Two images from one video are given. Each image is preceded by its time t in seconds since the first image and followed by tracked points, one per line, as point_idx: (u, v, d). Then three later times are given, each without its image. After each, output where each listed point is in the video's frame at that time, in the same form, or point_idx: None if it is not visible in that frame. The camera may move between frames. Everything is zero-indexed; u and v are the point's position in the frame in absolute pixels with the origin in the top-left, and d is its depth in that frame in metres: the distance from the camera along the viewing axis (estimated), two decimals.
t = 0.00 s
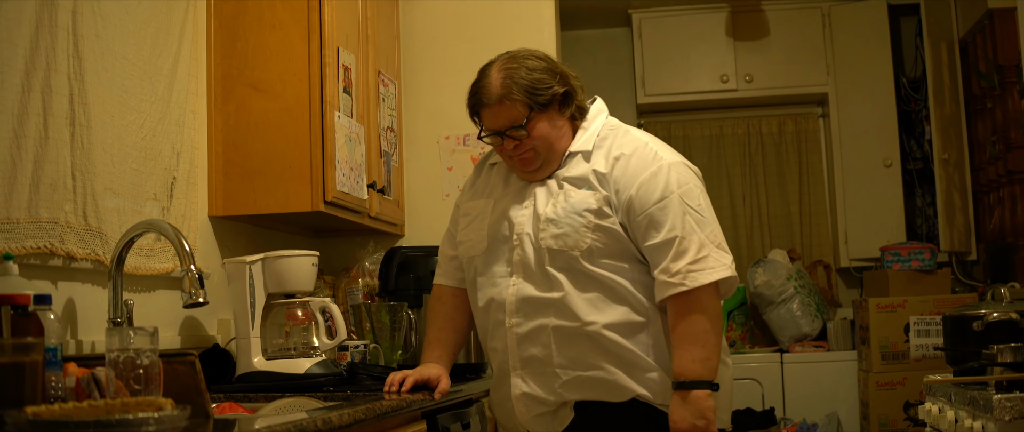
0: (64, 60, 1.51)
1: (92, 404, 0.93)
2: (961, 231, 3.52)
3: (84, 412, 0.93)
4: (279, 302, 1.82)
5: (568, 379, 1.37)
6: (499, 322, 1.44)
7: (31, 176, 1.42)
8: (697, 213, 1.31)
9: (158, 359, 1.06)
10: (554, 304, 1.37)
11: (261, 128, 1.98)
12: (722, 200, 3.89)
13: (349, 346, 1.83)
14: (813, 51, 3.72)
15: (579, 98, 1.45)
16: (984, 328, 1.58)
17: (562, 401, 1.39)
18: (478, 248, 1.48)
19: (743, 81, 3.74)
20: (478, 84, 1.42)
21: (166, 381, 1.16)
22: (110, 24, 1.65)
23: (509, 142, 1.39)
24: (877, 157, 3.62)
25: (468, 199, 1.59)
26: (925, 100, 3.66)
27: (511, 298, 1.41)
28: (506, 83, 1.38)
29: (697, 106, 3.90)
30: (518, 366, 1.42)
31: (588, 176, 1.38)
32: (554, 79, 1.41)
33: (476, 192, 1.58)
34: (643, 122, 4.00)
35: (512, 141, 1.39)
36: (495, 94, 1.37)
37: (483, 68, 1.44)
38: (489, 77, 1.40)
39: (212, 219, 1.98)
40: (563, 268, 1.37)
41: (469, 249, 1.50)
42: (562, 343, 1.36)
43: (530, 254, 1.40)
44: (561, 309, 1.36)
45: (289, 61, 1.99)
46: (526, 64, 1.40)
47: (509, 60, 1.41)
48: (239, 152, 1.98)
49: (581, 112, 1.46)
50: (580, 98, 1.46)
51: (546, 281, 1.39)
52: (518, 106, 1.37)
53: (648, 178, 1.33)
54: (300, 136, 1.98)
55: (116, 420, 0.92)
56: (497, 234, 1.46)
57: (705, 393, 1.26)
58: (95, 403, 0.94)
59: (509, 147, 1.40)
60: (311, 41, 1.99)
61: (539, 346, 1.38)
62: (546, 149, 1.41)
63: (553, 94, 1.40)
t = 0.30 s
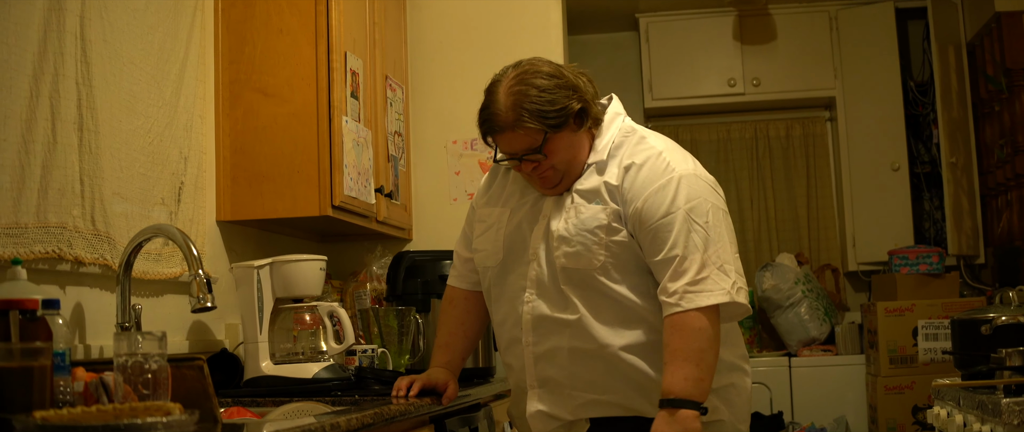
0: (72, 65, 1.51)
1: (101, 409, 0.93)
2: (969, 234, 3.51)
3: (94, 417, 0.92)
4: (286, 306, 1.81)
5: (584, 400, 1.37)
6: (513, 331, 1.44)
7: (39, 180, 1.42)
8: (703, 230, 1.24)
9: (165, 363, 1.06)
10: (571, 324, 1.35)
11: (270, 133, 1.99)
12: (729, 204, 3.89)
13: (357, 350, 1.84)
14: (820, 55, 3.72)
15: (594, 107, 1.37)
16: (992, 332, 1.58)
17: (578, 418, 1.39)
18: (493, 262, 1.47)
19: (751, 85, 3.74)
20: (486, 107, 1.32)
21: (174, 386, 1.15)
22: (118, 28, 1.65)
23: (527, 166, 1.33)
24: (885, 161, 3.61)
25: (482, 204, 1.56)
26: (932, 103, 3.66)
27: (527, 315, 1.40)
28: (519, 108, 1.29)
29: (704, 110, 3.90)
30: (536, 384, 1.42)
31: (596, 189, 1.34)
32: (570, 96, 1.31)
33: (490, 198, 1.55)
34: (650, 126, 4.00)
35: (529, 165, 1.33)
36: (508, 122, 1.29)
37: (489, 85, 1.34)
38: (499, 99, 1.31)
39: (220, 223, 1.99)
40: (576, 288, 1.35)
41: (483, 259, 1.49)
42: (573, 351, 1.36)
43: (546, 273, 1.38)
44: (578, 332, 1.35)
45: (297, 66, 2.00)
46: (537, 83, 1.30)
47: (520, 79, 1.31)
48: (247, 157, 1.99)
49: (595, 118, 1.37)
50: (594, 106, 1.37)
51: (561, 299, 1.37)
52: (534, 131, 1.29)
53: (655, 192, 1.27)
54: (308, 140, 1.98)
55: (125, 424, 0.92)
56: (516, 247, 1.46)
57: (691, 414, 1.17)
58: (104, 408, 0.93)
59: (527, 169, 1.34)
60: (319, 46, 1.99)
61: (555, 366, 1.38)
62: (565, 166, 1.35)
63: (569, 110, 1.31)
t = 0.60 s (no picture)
0: (82, 69, 1.52)
1: (111, 413, 0.92)
2: (979, 237, 3.50)
3: (103, 421, 0.91)
4: (297, 310, 1.82)
5: (595, 406, 1.37)
6: (524, 337, 1.44)
7: (50, 185, 1.43)
8: (708, 239, 1.23)
9: (177, 364, 1.06)
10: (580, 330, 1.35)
11: (280, 137, 1.99)
12: (739, 207, 3.88)
13: (368, 355, 1.84)
14: (829, 58, 3.72)
15: (602, 112, 1.36)
16: (1002, 335, 1.58)
17: (589, 424, 1.38)
18: (502, 267, 1.47)
19: (760, 89, 3.74)
20: (494, 114, 1.31)
21: (185, 389, 1.15)
22: (128, 33, 1.66)
23: (537, 172, 1.33)
24: (895, 164, 3.60)
25: (492, 209, 1.55)
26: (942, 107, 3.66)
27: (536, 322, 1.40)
28: (527, 115, 1.28)
29: (714, 114, 3.90)
30: (546, 390, 1.41)
31: (603, 195, 1.34)
32: (577, 101, 1.30)
33: (501, 202, 1.54)
34: (660, 130, 3.99)
35: (538, 171, 1.33)
36: (516, 129, 1.29)
37: (495, 91, 1.33)
38: (505, 107, 1.31)
39: (230, 228, 1.99)
40: (583, 294, 1.35)
41: (494, 264, 1.49)
42: (584, 357, 1.36)
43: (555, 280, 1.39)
44: (589, 338, 1.35)
45: (306, 70, 2.00)
46: (544, 89, 1.29)
47: (527, 86, 1.30)
48: (257, 161, 1.99)
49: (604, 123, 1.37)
50: (602, 111, 1.36)
51: (569, 305, 1.38)
52: (541, 139, 1.29)
53: (662, 199, 1.26)
54: (317, 144, 1.98)
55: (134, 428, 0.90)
56: (525, 253, 1.46)
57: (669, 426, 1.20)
58: (115, 413, 0.92)
59: (536, 176, 1.34)
60: (328, 51, 2.00)
61: (566, 373, 1.38)
62: (574, 172, 1.35)
63: (577, 116, 1.30)
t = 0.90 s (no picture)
0: (92, 73, 1.52)
1: (122, 416, 0.91)
2: (989, 239, 3.50)
3: (113, 423, 0.90)
4: (306, 313, 1.82)
5: (603, 409, 1.37)
6: (533, 341, 1.44)
7: (60, 188, 1.43)
8: (719, 241, 1.22)
9: (185, 369, 1.03)
10: (588, 334, 1.35)
11: (290, 141, 1.99)
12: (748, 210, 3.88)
13: (377, 357, 1.85)
14: (837, 60, 3.72)
15: (607, 115, 1.36)
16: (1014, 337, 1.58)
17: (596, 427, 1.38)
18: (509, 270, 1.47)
19: (769, 91, 3.74)
20: (500, 117, 1.32)
21: (193, 393, 1.12)
22: (138, 37, 1.66)
23: (541, 174, 1.34)
24: (904, 167, 3.60)
25: (500, 212, 1.55)
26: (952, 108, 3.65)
27: (545, 325, 1.40)
28: (532, 118, 1.28)
29: (723, 116, 3.90)
30: (553, 393, 1.41)
31: (611, 200, 1.33)
32: (582, 105, 1.30)
33: (509, 205, 1.54)
34: (669, 132, 3.99)
35: (543, 174, 1.33)
36: (520, 131, 1.29)
37: (502, 94, 1.34)
38: (511, 110, 1.31)
39: (239, 231, 1.99)
40: (592, 298, 1.35)
41: (502, 267, 1.49)
42: (595, 360, 1.36)
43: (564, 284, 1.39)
44: (599, 342, 1.35)
45: (316, 74, 2.01)
46: (549, 92, 1.29)
47: (533, 89, 1.30)
48: (266, 165, 1.99)
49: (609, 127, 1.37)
50: (607, 114, 1.36)
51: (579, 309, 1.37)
52: (546, 142, 1.29)
53: (671, 202, 1.26)
54: (327, 148, 1.98)
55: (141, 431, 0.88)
56: (532, 257, 1.46)
57: None
58: (125, 415, 0.91)
59: (541, 178, 1.35)
60: (338, 54, 2.00)
61: (573, 376, 1.38)
62: (579, 175, 1.35)
63: (582, 120, 1.30)
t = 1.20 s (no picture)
0: (96, 75, 1.52)
1: (125, 418, 0.90)
2: (993, 241, 3.49)
3: (118, 425, 0.89)
4: (311, 315, 1.81)
5: (606, 411, 1.37)
6: (537, 342, 1.44)
7: (64, 190, 1.43)
8: (720, 243, 1.22)
9: (190, 371, 1.03)
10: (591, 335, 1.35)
11: (294, 142, 2.00)
12: (752, 212, 3.87)
13: (381, 359, 1.83)
14: (841, 62, 3.73)
15: (609, 117, 1.35)
16: (1018, 338, 1.59)
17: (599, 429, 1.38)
18: (513, 272, 1.47)
19: (773, 92, 3.75)
20: (498, 117, 1.34)
21: (197, 395, 1.12)
22: (142, 39, 1.66)
23: (536, 175, 1.35)
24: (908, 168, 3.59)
25: (505, 214, 1.55)
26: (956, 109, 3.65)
27: (549, 327, 1.40)
28: (524, 121, 1.30)
29: (727, 117, 3.90)
30: (557, 395, 1.41)
31: (612, 201, 1.33)
32: (578, 108, 1.29)
33: (514, 207, 1.55)
34: (673, 134, 3.99)
35: (538, 174, 1.35)
36: (512, 134, 1.31)
37: (503, 94, 1.35)
38: (507, 111, 1.33)
39: (244, 232, 2.00)
40: (593, 299, 1.35)
41: (506, 269, 1.49)
42: (599, 363, 1.36)
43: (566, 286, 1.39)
44: (604, 344, 1.35)
45: (320, 75, 2.01)
46: (543, 96, 1.29)
47: (528, 91, 1.31)
48: (270, 167, 1.99)
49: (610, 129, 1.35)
50: (610, 116, 1.36)
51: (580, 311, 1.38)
52: (538, 145, 1.30)
53: (673, 204, 1.26)
54: (331, 149, 1.99)
55: None
56: (536, 258, 1.46)
57: None
58: (128, 417, 0.91)
59: (537, 178, 1.36)
60: (342, 56, 2.00)
61: (578, 378, 1.38)
62: (575, 177, 1.36)
63: (575, 124, 1.29)
